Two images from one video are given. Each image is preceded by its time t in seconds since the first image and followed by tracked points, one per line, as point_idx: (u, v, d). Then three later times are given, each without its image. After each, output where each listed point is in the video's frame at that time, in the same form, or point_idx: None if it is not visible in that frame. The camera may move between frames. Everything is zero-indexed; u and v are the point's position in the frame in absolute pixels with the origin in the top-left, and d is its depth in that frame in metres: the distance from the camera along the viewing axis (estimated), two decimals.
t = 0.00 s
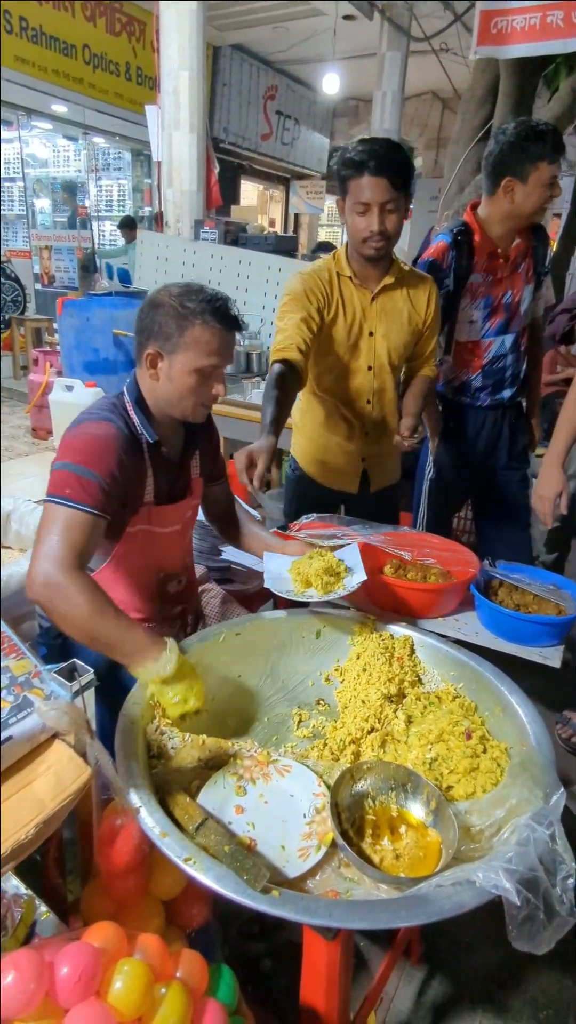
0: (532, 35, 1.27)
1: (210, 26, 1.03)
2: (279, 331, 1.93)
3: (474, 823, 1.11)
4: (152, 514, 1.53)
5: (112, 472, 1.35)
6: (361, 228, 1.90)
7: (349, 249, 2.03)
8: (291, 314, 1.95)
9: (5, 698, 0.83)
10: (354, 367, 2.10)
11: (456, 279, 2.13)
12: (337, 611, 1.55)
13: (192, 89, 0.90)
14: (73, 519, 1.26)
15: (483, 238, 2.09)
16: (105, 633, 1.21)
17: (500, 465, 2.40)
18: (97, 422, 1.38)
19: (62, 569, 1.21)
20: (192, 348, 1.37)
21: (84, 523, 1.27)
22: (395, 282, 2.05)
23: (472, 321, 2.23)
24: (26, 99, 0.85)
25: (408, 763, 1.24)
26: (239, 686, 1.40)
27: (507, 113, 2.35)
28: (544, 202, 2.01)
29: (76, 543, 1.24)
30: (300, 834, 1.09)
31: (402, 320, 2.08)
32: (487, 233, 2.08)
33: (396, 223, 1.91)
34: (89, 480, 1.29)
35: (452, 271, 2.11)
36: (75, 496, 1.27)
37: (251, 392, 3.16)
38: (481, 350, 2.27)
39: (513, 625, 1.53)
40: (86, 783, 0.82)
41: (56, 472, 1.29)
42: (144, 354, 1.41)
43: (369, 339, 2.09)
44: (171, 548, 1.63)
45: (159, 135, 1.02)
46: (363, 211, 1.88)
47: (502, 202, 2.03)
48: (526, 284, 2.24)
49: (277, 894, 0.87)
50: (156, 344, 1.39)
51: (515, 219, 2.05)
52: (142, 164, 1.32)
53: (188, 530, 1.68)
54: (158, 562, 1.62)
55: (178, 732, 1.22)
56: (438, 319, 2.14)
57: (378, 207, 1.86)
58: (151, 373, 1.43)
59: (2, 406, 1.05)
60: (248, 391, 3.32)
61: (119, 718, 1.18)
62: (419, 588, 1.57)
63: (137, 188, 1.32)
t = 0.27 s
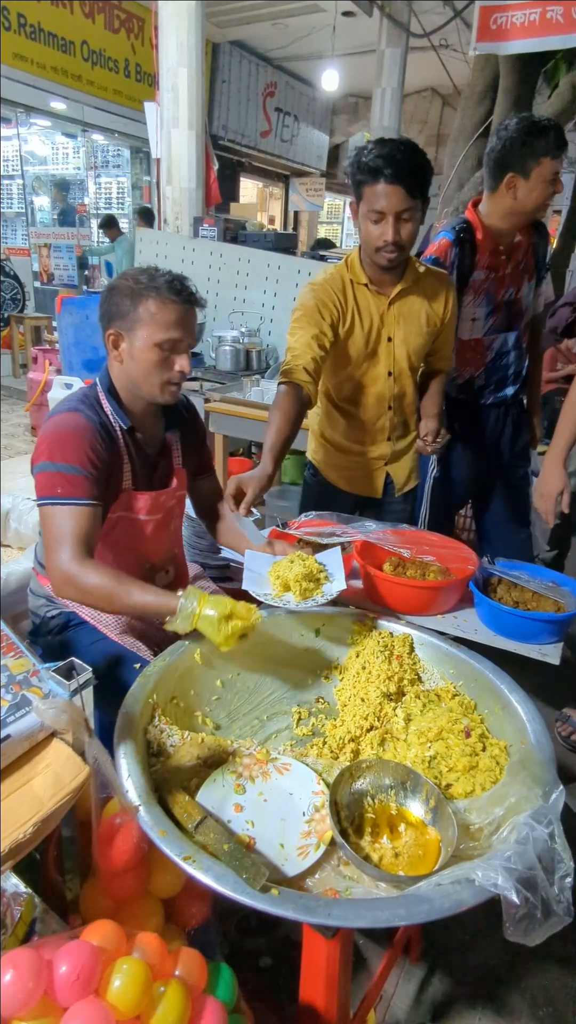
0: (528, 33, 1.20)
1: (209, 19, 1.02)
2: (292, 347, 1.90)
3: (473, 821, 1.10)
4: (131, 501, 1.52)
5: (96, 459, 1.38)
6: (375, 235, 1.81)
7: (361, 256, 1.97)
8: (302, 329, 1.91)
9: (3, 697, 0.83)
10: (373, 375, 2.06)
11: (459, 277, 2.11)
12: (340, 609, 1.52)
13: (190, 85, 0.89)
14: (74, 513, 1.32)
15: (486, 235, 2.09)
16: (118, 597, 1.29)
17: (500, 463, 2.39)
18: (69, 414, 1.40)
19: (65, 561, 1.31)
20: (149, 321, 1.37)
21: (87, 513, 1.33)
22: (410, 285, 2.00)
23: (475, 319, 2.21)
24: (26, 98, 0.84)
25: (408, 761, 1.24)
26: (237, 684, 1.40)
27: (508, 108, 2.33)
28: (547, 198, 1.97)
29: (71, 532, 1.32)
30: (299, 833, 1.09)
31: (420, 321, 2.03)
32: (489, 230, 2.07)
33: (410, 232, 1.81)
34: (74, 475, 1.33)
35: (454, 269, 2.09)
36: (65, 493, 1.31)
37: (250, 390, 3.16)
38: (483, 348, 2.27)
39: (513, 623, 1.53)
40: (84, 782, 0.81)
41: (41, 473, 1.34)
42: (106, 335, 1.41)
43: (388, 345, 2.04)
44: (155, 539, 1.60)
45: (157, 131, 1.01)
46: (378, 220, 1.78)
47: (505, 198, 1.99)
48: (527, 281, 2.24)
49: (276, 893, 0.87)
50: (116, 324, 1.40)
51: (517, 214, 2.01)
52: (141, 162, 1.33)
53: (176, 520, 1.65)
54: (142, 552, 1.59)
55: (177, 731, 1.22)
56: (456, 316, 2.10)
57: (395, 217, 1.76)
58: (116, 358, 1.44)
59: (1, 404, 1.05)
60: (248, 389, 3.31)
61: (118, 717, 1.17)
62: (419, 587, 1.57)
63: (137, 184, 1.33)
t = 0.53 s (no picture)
0: (529, 31, 1.07)
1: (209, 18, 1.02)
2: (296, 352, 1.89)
3: (473, 818, 1.11)
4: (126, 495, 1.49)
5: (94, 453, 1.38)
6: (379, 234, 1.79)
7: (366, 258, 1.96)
8: (302, 333, 1.91)
9: (4, 695, 0.83)
10: (380, 376, 2.04)
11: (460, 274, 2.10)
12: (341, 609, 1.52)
13: (190, 83, 0.89)
14: (94, 503, 1.30)
15: (486, 233, 2.08)
16: (158, 568, 1.24)
17: (500, 461, 2.39)
18: (59, 415, 1.40)
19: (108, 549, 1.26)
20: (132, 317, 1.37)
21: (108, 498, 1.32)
22: (418, 285, 1.99)
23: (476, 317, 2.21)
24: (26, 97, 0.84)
25: (408, 759, 1.24)
26: (237, 682, 1.40)
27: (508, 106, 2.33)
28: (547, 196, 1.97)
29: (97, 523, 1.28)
30: (300, 830, 1.09)
31: (429, 321, 2.02)
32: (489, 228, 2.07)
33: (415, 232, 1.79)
34: (79, 469, 1.33)
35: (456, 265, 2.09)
36: (78, 484, 1.30)
37: (250, 388, 3.16)
38: (483, 345, 2.27)
39: (513, 621, 1.53)
40: (85, 780, 0.82)
41: (48, 474, 1.33)
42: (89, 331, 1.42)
43: (395, 346, 2.02)
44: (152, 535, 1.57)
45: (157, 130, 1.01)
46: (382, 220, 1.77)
47: (505, 196, 1.99)
48: (527, 278, 2.24)
49: (276, 890, 0.87)
50: (98, 321, 1.41)
51: (519, 212, 2.02)
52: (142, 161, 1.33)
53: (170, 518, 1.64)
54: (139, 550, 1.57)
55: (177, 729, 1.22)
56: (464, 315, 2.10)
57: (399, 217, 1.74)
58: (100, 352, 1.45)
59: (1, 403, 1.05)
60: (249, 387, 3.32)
61: (118, 716, 1.17)
62: (419, 584, 1.57)
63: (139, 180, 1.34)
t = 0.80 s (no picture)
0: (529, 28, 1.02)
1: (209, 17, 1.02)
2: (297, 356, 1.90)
3: (474, 817, 1.11)
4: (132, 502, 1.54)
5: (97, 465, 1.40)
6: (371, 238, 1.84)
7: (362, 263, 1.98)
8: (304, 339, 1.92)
9: (6, 693, 0.83)
10: (380, 379, 2.05)
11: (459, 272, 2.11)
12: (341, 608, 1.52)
13: (190, 82, 0.89)
14: (87, 516, 1.31)
15: (487, 231, 2.08)
16: (144, 580, 1.24)
17: (501, 459, 2.39)
18: (65, 422, 1.43)
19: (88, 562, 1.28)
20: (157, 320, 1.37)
21: (102, 512, 1.33)
22: (415, 288, 2.01)
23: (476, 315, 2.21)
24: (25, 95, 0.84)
25: (409, 758, 1.25)
26: (238, 681, 1.40)
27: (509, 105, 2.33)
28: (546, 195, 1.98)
29: (91, 534, 1.30)
30: (301, 829, 1.09)
31: (427, 323, 2.04)
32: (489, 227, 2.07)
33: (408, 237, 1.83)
34: (79, 480, 1.34)
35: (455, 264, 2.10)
36: (72, 498, 1.32)
37: (251, 387, 3.16)
38: (483, 345, 2.27)
39: (514, 620, 1.53)
40: (86, 777, 0.82)
41: (48, 483, 1.35)
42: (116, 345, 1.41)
43: (395, 349, 2.04)
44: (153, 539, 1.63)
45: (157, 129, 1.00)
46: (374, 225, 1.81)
47: (505, 193, 2.00)
48: (528, 278, 2.24)
49: (277, 888, 0.87)
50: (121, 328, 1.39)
51: (517, 212, 2.03)
52: (140, 160, 1.30)
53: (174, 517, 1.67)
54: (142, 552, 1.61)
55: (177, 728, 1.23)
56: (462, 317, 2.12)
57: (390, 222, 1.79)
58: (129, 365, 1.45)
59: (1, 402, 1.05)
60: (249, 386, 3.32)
61: (119, 715, 1.17)
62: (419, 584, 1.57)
63: (136, 181, 1.31)
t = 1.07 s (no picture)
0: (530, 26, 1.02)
1: (210, 16, 1.02)
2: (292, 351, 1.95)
3: (473, 817, 1.11)
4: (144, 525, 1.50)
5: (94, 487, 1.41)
6: (383, 234, 1.85)
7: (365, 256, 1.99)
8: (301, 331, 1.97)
9: (6, 692, 0.83)
10: (375, 374, 2.08)
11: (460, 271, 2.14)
12: (341, 608, 1.52)
13: (191, 81, 0.89)
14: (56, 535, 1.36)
15: (487, 230, 2.09)
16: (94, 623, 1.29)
17: (501, 459, 2.39)
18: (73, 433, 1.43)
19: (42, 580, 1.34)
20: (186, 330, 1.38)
21: (72, 538, 1.38)
22: (415, 284, 2.02)
23: (476, 314, 2.22)
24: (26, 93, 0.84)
25: (408, 757, 1.25)
26: (238, 680, 1.40)
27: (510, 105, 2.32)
28: (546, 194, 1.99)
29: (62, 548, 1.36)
30: (301, 828, 1.09)
31: (425, 320, 2.05)
32: (489, 226, 2.07)
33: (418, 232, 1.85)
34: (68, 503, 1.37)
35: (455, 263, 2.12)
36: (51, 515, 1.36)
37: (251, 388, 3.16)
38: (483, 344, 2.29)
39: (514, 619, 1.53)
40: (86, 776, 0.82)
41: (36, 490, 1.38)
42: (148, 365, 1.39)
43: (391, 343, 2.06)
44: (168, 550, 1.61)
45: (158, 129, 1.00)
46: (386, 220, 1.81)
47: (504, 192, 2.01)
48: (528, 277, 2.24)
49: (277, 887, 0.87)
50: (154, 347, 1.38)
51: (516, 212, 2.04)
52: (140, 160, 1.34)
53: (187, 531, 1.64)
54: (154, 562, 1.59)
55: (178, 726, 1.23)
56: (463, 317, 2.11)
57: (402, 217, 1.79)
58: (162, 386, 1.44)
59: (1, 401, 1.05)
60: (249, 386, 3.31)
61: (119, 715, 1.17)
62: (420, 584, 1.57)
63: (137, 180, 1.37)
